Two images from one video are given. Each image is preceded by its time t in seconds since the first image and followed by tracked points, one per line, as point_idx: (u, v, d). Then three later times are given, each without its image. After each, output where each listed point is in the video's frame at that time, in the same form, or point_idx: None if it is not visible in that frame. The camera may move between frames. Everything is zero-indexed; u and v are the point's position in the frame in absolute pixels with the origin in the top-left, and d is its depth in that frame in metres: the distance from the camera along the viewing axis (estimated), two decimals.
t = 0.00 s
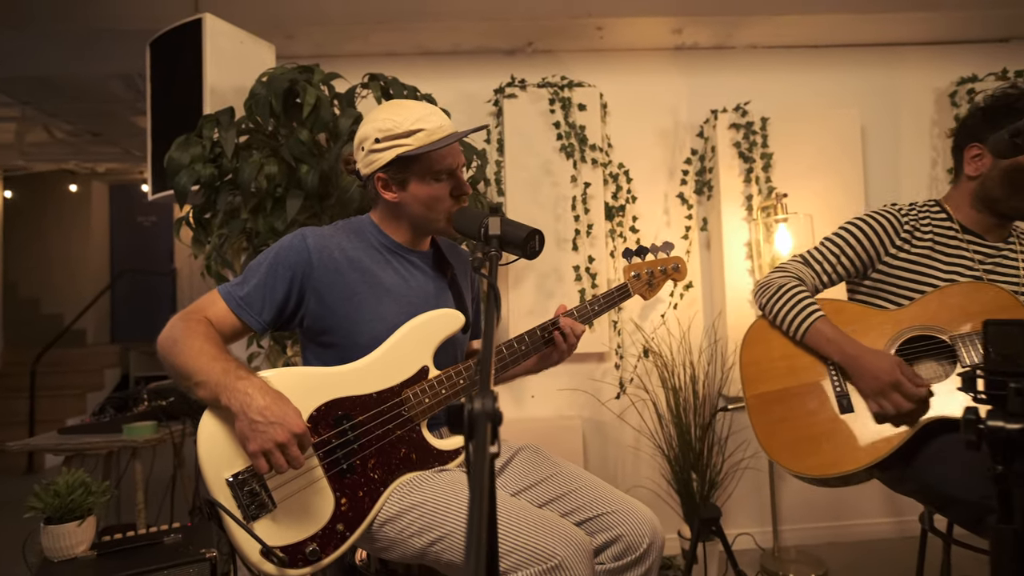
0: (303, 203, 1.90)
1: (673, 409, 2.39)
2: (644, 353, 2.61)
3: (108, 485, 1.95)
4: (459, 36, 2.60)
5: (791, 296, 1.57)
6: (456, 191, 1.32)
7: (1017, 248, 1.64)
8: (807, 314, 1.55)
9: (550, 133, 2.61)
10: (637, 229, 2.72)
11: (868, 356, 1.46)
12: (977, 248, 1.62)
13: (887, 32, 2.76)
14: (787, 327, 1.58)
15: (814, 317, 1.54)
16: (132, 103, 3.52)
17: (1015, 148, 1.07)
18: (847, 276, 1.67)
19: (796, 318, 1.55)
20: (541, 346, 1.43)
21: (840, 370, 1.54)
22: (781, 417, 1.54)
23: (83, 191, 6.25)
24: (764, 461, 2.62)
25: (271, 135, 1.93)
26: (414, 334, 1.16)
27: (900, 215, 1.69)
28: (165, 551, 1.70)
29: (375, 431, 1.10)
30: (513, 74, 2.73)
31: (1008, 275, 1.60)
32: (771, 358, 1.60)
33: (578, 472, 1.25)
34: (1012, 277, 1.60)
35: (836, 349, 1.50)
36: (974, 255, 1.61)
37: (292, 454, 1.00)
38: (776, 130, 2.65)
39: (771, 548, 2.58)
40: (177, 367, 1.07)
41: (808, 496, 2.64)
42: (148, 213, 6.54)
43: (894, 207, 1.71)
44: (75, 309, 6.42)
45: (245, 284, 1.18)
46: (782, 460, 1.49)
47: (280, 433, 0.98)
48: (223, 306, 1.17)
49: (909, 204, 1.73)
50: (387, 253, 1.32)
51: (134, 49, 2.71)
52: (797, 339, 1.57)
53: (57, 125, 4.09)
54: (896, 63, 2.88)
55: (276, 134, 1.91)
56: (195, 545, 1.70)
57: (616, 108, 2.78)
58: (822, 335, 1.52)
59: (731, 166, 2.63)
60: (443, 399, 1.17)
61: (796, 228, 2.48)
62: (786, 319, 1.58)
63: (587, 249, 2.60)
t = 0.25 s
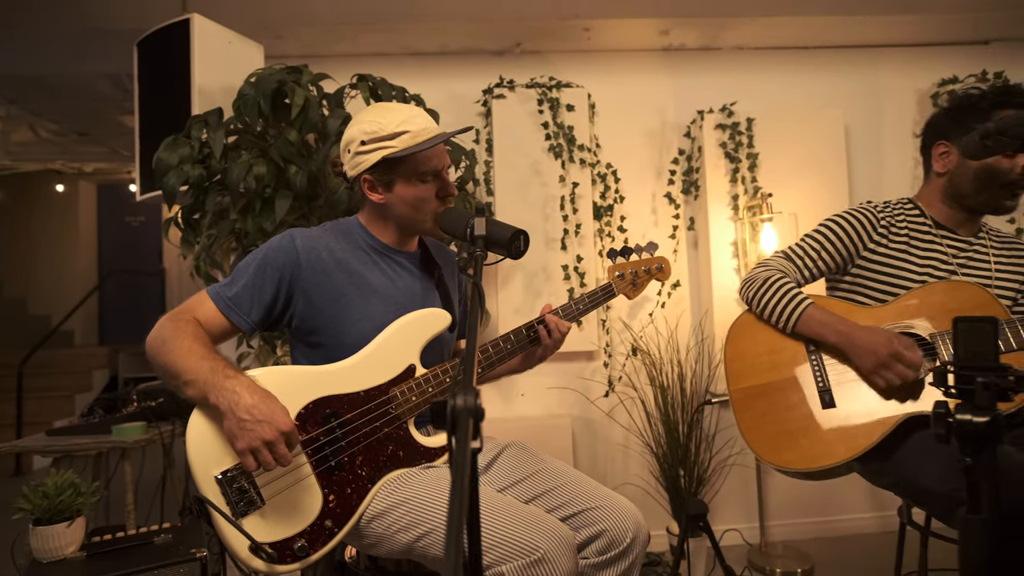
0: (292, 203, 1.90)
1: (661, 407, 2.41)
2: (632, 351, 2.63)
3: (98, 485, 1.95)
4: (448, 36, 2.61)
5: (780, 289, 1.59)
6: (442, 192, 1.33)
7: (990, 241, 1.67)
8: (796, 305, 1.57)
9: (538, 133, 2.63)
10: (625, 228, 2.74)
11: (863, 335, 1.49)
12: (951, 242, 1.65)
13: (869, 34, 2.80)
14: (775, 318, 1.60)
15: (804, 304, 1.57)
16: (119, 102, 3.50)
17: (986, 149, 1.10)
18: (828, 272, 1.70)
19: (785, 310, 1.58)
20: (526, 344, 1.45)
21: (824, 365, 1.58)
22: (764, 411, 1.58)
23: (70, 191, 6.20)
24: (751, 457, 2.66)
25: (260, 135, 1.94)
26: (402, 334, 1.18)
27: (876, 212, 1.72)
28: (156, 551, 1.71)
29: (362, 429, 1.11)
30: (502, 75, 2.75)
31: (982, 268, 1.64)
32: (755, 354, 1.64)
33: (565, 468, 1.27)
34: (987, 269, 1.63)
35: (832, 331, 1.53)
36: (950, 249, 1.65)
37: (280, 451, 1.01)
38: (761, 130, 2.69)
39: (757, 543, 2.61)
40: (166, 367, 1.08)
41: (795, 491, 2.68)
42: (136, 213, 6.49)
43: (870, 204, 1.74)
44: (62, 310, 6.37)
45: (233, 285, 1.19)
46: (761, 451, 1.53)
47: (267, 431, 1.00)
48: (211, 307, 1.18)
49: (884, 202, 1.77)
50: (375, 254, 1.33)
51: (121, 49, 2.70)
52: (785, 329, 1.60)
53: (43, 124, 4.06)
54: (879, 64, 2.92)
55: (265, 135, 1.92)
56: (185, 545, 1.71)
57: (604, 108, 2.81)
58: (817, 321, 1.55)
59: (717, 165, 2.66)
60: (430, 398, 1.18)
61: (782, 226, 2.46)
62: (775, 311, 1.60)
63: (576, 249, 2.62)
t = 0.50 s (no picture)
0: (283, 206, 1.91)
1: (652, 405, 2.43)
2: (623, 351, 2.66)
3: (89, 489, 1.95)
4: (439, 39, 2.63)
5: (764, 288, 1.63)
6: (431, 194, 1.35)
7: (962, 236, 1.71)
8: (780, 304, 1.61)
9: (529, 135, 2.65)
10: (616, 229, 2.76)
11: (844, 331, 1.53)
12: (924, 236, 1.69)
13: (855, 37, 2.83)
14: (760, 319, 1.64)
15: (787, 305, 1.61)
16: (109, 105, 3.49)
17: (962, 152, 1.16)
18: (807, 271, 1.73)
19: (769, 308, 1.61)
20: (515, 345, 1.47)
21: (805, 363, 1.61)
22: (748, 409, 1.62)
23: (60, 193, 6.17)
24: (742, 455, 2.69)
25: (251, 138, 1.95)
26: (394, 335, 1.19)
27: (851, 211, 1.75)
28: (149, 553, 1.71)
29: (354, 430, 1.12)
30: (492, 77, 2.77)
31: (957, 263, 1.67)
32: (739, 355, 1.67)
33: (555, 467, 1.28)
34: (961, 263, 1.67)
35: (814, 330, 1.56)
36: (924, 244, 1.68)
37: (273, 453, 1.02)
38: (749, 132, 2.72)
39: (748, 541, 2.64)
40: (159, 370, 1.09)
41: (785, 489, 2.71)
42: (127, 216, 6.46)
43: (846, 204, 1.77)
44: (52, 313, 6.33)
45: (225, 288, 1.21)
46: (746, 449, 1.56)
47: (259, 432, 1.01)
48: (204, 310, 1.19)
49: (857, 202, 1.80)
50: (365, 256, 1.35)
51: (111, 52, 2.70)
52: (770, 329, 1.64)
53: (32, 127, 4.04)
54: (865, 66, 2.96)
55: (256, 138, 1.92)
56: (178, 548, 1.72)
57: (594, 110, 2.83)
58: (801, 319, 1.58)
59: (706, 167, 2.68)
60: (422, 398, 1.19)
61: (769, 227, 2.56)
62: (758, 312, 1.64)
63: (566, 250, 2.64)
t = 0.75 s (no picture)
0: (270, 206, 1.91)
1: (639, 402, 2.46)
2: (610, 348, 2.68)
3: (76, 488, 1.95)
4: (426, 39, 2.63)
5: (735, 290, 1.67)
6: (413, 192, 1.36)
7: (930, 229, 1.74)
8: (751, 304, 1.65)
9: (516, 135, 2.67)
10: (603, 228, 2.78)
11: (806, 330, 1.56)
12: (890, 229, 1.73)
13: (838, 38, 2.88)
14: (732, 317, 1.68)
15: (757, 304, 1.65)
16: (95, 103, 3.47)
17: (935, 153, 1.20)
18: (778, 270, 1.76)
19: (741, 310, 1.66)
20: (501, 341, 1.49)
21: (777, 362, 1.64)
22: (726, 407, 1.67)
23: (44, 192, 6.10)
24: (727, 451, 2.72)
25: (238, 138, 1.94)
26: (379, 333, 1.20)
27: (818, 211, 1.78)
28: (137, 552, 1.72)
29: (340, 427, 1.14)
30: (479, 77, 2.78)
31: (924, 256, 1.70)
32: (717, 355, 1.72)
33: (540, 462, 1.30)
34: (928, 256, 1.70)
35: (782, 329, 1.60)
36: (891, 239, 1.72)
37: (259, 450, 1.03)
38: (734, 132, 2.75)
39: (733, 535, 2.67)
40: (146, 369, 1.09)
41: (769, 484, 2.75)
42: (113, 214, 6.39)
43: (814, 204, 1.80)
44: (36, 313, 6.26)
45: (211, 287, 1.21)
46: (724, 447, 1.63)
47: (246, 430, 1.02)
48: (190, 309, 1.20)
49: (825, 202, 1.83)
50: (351, 254, 1.36)
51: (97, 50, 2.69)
52: (744, 328, 1.68)
53: (16, 125, 4.00)
54: (848, 67, 3.00)
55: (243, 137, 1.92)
56: (166, 547, 1.72)
57: (581, 110, 2.85)
58: (770, 320, 1.62)
59: (692, 166, 2.72)
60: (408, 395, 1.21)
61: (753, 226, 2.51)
62: (730, 311, 1.68)
63: (554, 249, 2.66)
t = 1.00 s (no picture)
0: (265, 205, 1.92)
1: (631, 402, 2.48)
2: (602, 348, 2.70)
3: (68, 487, 1.95)
4: (421, 40, 2.65)
5: (723, 289, 1.70)
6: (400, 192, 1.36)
7: (914, 225, 1.77)
8: (739, 304, 1.68)
9: (510, 136, 2.68)
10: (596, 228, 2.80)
11: (791, 326, 1.59)
12: (873, 227, 1.75)
13: (828, 42, 2.91)
14: (719, 317, 1.71)
15: (745, 303, 1.68)
16: (87, 101, 3.46)
17: (919, 157, 1.24)
18: (765, 271, 1.79)
19: (728, 313, 1.69)
20: (494, 339, 1.51)
21: (764, 362, 1.67)
22: (715, 406, 1.69)
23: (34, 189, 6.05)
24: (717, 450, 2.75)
25: (233, 137, 1.95)
26: (374, 332, 1.22)
27: (803, 212, 1.81)
28: (129, 550, 1.72)
29: (334, 425, 1.15)
30: (474, 78, 2.80)
31: (909, 253, 1.73)
32: (705, 356, 1.74)
33: (532, 459, 1.32)
34: (914, 253, 1.73)
35: (770, 324, 1.62)
36: (875, 237, 1.74)
37: (255, 448, 1.05)
38: (726, 135, 2.78)
39: (723, 533, 2.70)
40: (142, 368, 1.10)
41: (759, 483, 2.78)
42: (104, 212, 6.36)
43: (798, 207, 1.83)
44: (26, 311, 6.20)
45: (207, 286, 1.22)
46: (716, 448, 1.65)
47: (242, 428, 1.04)
48: (186, 308, 1.20)
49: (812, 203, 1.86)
50: (345, 254, 1.37)
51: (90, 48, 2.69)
52: (733, 327, 1.70)
53: (7, 123, 3.98)
54: (838, 71, 3.04)
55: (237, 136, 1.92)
56: (159, 545, 1.72)
57: (575, 111, 2.87)
58: (759, 317, 1.65)
59: (684, 168, 2.75)
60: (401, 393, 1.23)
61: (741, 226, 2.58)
62: (717, 311, 1.71)
63: (547, 249, 2.68)
